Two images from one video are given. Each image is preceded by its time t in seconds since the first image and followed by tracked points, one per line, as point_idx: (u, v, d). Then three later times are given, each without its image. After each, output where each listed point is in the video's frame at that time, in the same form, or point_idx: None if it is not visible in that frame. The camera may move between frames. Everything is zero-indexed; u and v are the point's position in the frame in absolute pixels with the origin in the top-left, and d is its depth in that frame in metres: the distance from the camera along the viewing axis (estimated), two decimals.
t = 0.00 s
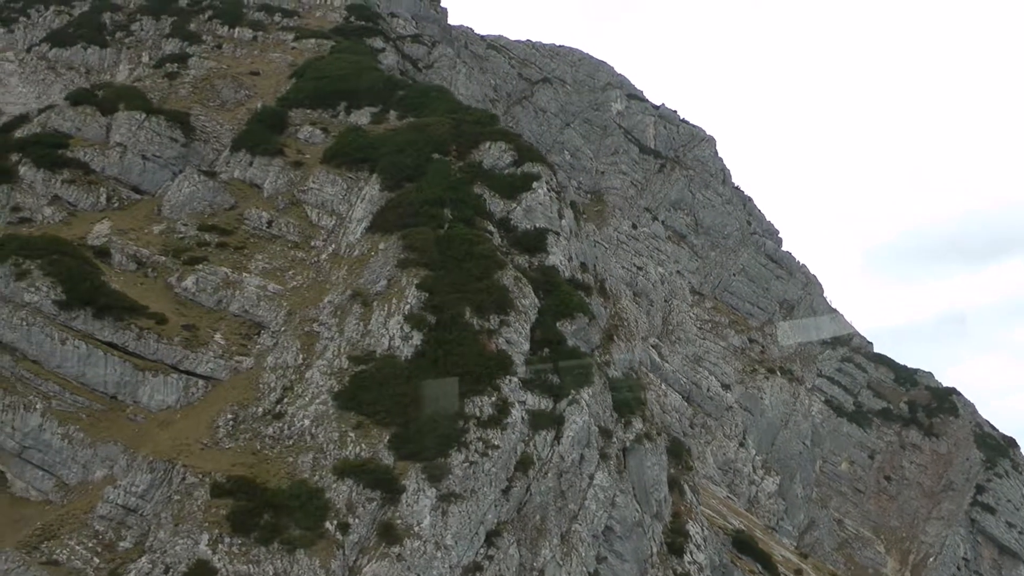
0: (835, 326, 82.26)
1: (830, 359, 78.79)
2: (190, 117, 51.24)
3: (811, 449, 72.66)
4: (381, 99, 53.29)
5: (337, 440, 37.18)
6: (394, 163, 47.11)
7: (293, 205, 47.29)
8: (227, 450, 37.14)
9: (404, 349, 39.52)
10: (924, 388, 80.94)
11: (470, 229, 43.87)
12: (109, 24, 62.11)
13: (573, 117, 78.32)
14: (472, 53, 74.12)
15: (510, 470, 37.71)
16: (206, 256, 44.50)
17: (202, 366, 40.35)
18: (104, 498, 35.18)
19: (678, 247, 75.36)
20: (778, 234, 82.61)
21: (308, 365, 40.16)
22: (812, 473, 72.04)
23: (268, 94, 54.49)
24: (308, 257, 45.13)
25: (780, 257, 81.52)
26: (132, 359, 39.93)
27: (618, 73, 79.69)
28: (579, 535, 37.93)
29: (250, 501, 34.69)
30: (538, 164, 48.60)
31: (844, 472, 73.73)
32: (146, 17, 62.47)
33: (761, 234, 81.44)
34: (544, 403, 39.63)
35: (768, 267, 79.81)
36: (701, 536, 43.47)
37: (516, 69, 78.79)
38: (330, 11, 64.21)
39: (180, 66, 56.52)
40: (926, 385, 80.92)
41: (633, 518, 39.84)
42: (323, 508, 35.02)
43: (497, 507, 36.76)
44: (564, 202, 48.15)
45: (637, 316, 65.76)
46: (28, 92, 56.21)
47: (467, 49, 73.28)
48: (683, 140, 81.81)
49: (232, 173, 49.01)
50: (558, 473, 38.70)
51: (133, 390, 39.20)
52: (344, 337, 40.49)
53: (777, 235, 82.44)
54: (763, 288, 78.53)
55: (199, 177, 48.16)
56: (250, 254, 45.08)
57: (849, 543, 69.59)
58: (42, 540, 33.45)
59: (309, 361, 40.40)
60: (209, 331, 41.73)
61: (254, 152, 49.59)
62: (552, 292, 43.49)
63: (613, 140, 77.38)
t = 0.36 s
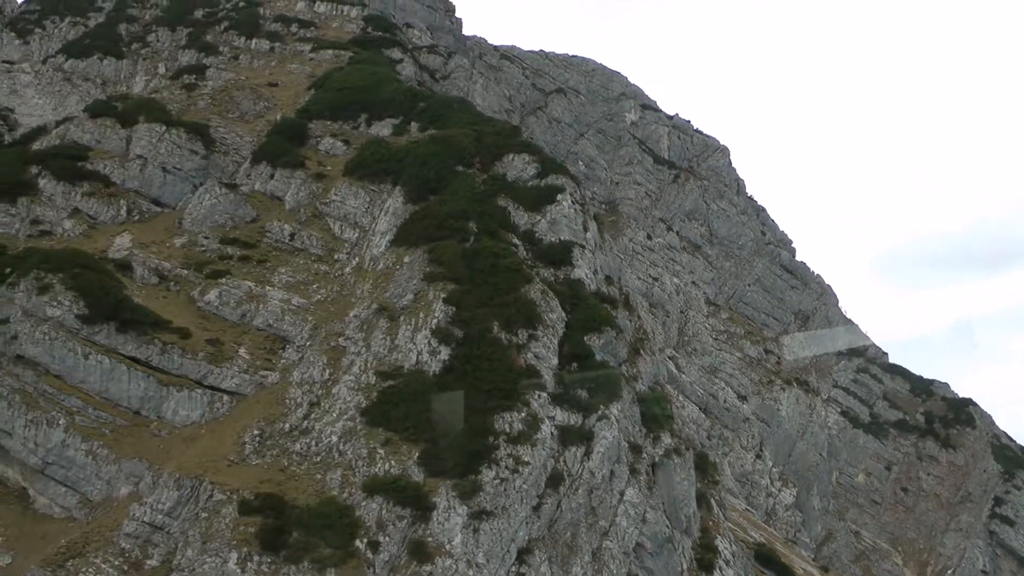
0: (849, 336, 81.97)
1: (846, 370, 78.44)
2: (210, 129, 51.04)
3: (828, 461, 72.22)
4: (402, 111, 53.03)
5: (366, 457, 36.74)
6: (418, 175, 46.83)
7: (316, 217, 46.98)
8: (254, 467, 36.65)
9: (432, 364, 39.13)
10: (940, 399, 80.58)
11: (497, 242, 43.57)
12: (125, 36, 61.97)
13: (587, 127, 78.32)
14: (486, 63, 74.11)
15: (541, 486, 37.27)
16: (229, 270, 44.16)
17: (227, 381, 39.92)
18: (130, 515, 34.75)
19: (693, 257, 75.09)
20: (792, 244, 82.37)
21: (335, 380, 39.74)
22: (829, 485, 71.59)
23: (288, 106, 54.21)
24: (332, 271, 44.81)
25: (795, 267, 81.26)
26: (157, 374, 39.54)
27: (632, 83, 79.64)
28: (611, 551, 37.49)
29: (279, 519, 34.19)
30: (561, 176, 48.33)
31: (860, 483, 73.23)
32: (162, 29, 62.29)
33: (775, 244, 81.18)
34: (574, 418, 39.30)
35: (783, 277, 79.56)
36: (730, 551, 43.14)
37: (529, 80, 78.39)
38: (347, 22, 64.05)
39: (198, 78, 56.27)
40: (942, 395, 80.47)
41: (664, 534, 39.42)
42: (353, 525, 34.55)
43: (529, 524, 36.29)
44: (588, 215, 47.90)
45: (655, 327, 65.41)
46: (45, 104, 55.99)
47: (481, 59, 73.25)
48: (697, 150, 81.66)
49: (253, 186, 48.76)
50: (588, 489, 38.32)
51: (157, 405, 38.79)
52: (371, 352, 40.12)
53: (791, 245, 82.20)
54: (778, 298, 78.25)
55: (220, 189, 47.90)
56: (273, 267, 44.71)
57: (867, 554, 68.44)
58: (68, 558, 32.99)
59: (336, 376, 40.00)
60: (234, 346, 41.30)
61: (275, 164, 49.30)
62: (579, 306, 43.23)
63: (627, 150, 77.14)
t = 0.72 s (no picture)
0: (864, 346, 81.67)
1: (861, 381, 78.08)
2: (229, 140, 50.77)
3: (844, 472, 71.78)
4: (423, 122, 52.78)
5: (395, 474, 36.19)
6: (441, 187, 46.53)
7: (338, 230, 46.65)
8: (281, 484, 35.98)
9: (460, 379, 38.72)
10: (955, 410, 80.20)
11: (523, 256, 43.31)
12: (139, 47, 61.62)
13: (602, 137, 78.45)
14: (500, 73, 74.15)
15: (572, 503, 36.82)
16: (252, 283, 43.79)
17: (251, 398, 39.39)
18: (157, 533, 34.09)
19: (707, 267, 74.83)
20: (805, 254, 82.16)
21: (362, 396, 39.32)
22: (846, 497, 71.14)
23: (307, 117, 53.91)
24: (356, 284, 44.50)
25: (808, 277, 81.01)
26: (181, 390, 38.95)
27: (646, 93, 79.54)
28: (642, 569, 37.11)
29: (309, 538, 33.57)
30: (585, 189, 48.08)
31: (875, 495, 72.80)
32: (177, 40, 61.96)
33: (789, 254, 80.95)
34: (604, 434, 38.89)
35: (797, 288, 79.32)
36: (759, 567, 42.76)
37: (543, 90, 78.93)
38: (363, 32, 63.76)
39: (215, 89, 55.95)
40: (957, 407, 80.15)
41: (694, 551, 39.02)
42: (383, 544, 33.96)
43: (560, 541, 35.83)
44: (612, 227, 47.64)
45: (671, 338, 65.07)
46: (60, 115, 55.55)
47: (495, 70, 73.05)
48: (710, 160, 81.49)
49: (274, 198, 48.43)
50: (618, 506, 37.89)
51: (181, 421, 38.19)
52: (398, 367, 39.74)
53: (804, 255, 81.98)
54: (792, 309, 78.00)
55: (241, 202, 47.53)
56: (297, 281, 44.37)
57: (883, 568, 67.92)
58: None
59: (363, 390, 39.60)
60: (258, 361, 40.81)
61: (296, 177, 48.95)
62: (605, 320, 42.98)
63: (641, 160, 76.92)
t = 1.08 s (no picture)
0: (879, 357, 81.32)
1: (877, 392, 77.67)
2: (250, 152, 50.44)
3: (862, 484, 71.28)
4: (445, 133, 52.55)
5: (426, 491, 35.69)
6: (466, 199, 46.20)
7: (361, 242, 46.30)
8: (310, 501, 35.46)
9: (490, 394, 38.34)
10: (971, 422, 79.74)
11: (550, 269, 43.01)
12: (155, 57, 61.30)
13: (616, 146, 78.52)
14: (514, 83, 74.08)
15: (605, 520, 36.24)
16: (276, 297, 43.38)
17: (277, 413, 38.83)
18: (185, 551, 33.68)
19: (722, 278, 74.58)
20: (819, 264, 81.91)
21: (391, 412, 38.91)
22: (863, 509, 70.60)
23: (326, 128, 53.56)
24: (381, 297, 44.15)
25: (823, 287, 80.72)
26: (206, 405, 38.39)
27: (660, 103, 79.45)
28: None
29: (340, 556, 33.00)
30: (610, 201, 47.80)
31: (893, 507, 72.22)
32: (193, 50, 61.69)
33: (803, 264, 80.72)
34: (635, 449, 38.41)
35: (813, 298, 79.03)
36: None
37: (557, 99, 79.07)
38: (381, 42, 63.54)
39: (232, 100, 55.60)
40: (973, 417, 79.74)
41: (727, 567, 38.41)
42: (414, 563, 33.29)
43: (593, 559, 35.19)
44: (637, 240, 47.35)
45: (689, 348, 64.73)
46: (76, 126, 55.10)
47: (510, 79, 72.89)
48: (724, 169, 81.33)
49: (296, 210, 48.05)
50: (651, 522, 37.33)
51: (207, 436, 37.58)
52: (427, 382, 39.33)
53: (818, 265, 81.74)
54: (807, 319, 77.72)
55: (263, 214, 47.16)
56: (321, 294, 43.97)
57: None
58: None
59: (392, 406, 39.20)
60: (284, 376, 40.35)
61: (318, 189, 48.58)
62: (633, 333, 42.65)
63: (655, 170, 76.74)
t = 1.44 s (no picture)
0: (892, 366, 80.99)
1: (892, 402, 77.28)
2: (269, 164, 50.08)
3: (879, 495, 70.77)
4: (465, 144, 52.25)
5: (456, 508, 35.16)
6: (490, 211, 45.88)
7: (384, 255, 45.95)
8: (338, 518, 34.85)
9: (519, 410, 37.97)
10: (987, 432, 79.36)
11: (576, 281, 42.68)
12: (170, 69, 60.99)
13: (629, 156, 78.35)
14: (527, 92, 73.89)
15: (637, 537, 35.59)
16: (298, 311, 42.92)
17: (303, 429, 38.22)
18: (212, 570, 33.12)
19: (736, 288, 74.33)
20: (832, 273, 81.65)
21: (418, 427, 38.47)
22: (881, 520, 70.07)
23: (345, 140, 53.25)
24: (405, 310, 43.76)
25: (837, 296, 80.45)
26: (230, 421, 37.80)
27: (672, 113, 79.33)
28: None
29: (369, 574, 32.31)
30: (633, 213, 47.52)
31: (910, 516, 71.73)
32: (208, 61, 61.39)
33: (817, 274, 80.50)
34: (665, 465, 37.92)
35: (827, 308, 78.76)
36: None
37: (570, 109, 78.97)
38: (396, 52, 63.31)
39: (249, 111, 55.27)
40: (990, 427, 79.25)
41: None
42: None
43: None
44: (661, 252, 47.07)
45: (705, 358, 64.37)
46: (92, 137, 54.66)
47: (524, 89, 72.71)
48: (737, 179, 81.09)
49: (317, 223, 47.63)
50: (683, 538, 36.74)
51: (232, 452, 37.02)
52: (454, 397, 38.88)
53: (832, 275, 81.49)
54: (821, 329, 77.44)
55: (284, 227, 46.79)
56: (344, 308, 43.55)
57: None
58: None
59: (419, 421, 38.77)
60: (309, 391, 39.86)
61: (339, 201, 48.18)
62: (661, 347, 42.29)
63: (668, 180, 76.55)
